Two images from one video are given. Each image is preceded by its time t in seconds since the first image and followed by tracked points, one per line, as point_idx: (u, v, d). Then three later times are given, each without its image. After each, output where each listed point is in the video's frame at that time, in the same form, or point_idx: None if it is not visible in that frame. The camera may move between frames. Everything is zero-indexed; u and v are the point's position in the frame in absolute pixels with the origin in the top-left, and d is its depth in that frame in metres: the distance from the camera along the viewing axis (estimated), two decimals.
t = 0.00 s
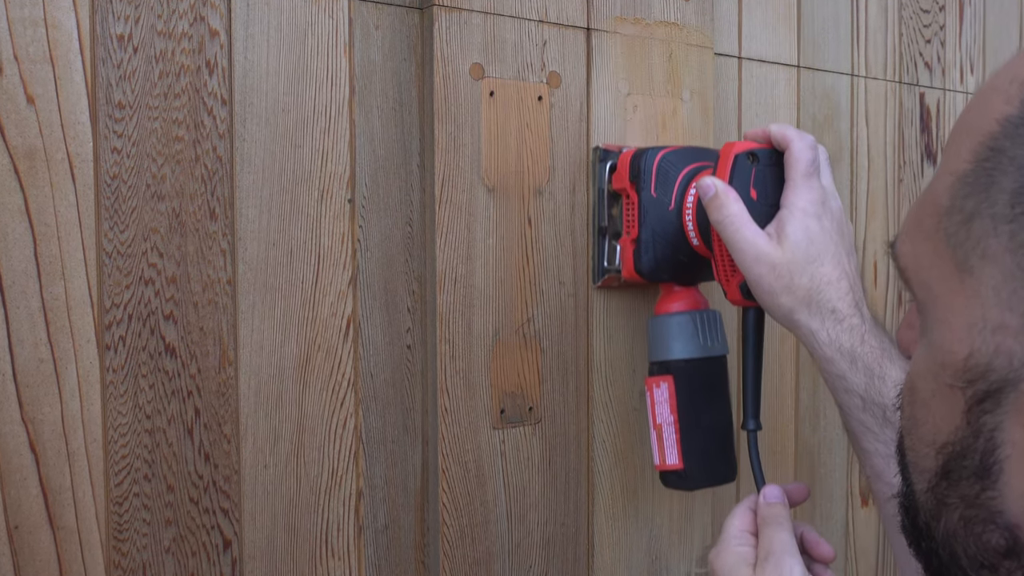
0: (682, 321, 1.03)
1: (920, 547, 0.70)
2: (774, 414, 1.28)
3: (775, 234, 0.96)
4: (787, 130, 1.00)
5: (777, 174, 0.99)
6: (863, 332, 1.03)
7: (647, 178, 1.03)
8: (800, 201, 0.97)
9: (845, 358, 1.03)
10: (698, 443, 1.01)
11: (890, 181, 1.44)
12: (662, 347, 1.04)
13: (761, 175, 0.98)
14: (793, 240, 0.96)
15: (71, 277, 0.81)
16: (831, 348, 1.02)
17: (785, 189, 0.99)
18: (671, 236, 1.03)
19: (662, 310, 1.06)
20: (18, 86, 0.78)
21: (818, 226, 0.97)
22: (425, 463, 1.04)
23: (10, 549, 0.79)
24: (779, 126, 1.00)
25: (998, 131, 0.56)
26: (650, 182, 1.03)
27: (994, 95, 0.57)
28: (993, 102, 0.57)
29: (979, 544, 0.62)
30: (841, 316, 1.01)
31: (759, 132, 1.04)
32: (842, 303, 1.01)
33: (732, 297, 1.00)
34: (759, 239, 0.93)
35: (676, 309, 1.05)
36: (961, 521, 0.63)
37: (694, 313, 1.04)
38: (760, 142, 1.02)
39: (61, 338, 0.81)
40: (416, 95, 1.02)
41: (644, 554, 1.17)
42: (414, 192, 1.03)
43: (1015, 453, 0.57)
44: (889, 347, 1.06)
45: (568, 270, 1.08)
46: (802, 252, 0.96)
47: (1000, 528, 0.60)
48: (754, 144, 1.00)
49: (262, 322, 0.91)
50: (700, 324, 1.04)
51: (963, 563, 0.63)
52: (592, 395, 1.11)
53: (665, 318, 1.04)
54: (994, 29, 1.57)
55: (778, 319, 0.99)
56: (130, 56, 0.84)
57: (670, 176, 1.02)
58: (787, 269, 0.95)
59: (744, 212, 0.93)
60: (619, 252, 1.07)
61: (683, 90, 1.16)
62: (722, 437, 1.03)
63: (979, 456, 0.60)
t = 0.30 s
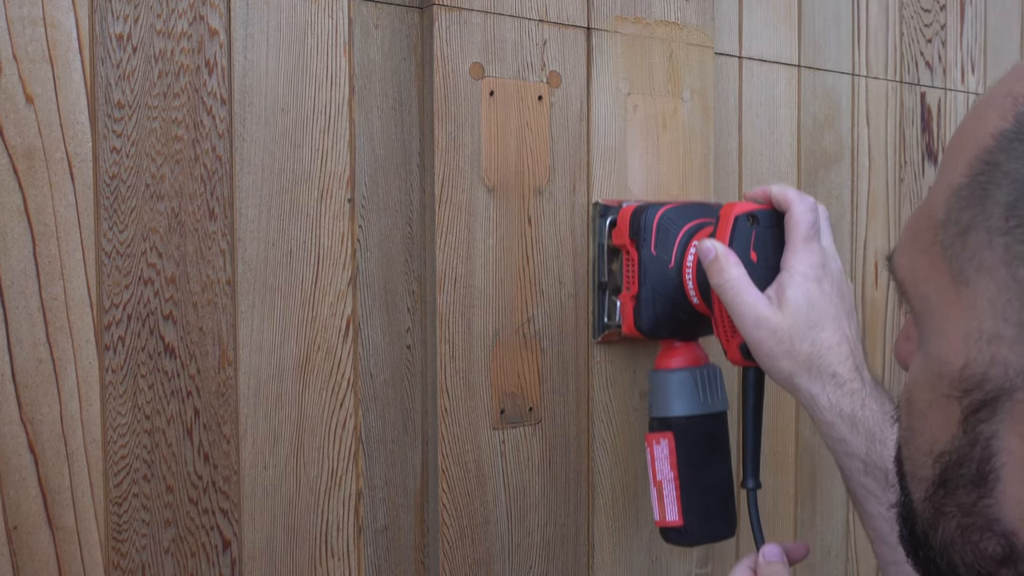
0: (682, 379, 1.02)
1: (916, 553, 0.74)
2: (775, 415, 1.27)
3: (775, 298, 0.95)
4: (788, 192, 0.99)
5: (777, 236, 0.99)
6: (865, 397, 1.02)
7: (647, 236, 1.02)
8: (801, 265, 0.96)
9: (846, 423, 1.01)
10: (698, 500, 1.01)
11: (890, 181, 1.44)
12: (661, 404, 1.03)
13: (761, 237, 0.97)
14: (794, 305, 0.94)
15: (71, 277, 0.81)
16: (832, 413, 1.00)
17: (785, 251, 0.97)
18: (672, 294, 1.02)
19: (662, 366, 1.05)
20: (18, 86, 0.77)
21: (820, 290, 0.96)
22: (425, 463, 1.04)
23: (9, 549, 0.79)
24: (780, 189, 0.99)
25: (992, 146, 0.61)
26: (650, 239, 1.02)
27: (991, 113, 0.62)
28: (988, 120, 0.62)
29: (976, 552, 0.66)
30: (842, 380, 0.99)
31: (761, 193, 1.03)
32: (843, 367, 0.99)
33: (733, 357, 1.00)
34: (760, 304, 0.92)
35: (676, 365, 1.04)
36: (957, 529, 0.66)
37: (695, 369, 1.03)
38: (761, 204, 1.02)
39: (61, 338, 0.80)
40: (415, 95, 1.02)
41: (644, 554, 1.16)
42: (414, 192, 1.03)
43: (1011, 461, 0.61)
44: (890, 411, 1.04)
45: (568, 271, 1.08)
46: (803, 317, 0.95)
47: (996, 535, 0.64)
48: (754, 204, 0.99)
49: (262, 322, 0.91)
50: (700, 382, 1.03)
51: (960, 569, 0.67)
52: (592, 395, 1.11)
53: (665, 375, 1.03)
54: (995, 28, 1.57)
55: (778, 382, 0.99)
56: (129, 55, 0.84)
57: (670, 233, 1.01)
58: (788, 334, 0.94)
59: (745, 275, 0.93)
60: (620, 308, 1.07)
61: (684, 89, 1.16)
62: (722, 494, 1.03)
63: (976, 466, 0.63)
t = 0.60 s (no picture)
0: (678, 442, 1.03)
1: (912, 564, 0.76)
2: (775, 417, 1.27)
3: (772, 368, 0.94)
4: (784, 260, 0.99)
5: (774, 304, 0.98)
6: (861, 468, 0.99)
7: (643, 300, 1.02)
8: (797, 334, 0.95)
9: (843, 495, 0.99)
10: (695, 564, 1.01)
11: (891, 181, 1.44)
12: (657, 467, 1.03)
13: (758, 305, 0.97)
14: (790, 375, 0.94)
15: (69, 277, 0.81)
16: (828, 486, 0.98)
17: (782, 320, 0.97)
18: (668, 359, 1.01)
19: (658, 428, 1.05)
20: (17, 85, 0.77)
21: (816, 361, 0.95)
22: (425, 463, 1.05)
23: (8, 550, 0.78)
24: (776, 256, 0.99)
25: (989, 161, 0.63)
26: (646, 303, 1.02)
27: (986, 127, 0.64)
28: (984, 135, 0.64)
29: (972, 558, 0.68)
30: (840, 452, 0.98)
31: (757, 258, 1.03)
32: (841, 439, 0.98)
33: (729, 424, 1.00)
34: (757, 376, 0.92)
35: (673, 429, 1.04)
36: (956, 537, 0.69)
37: (691, 432, 1.04)
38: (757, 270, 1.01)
39: (60, 338, 0.80)
40: (415, 97, 1.02)
41: (644, 555, 1.16)
42: (414, 192, 1.03)
43: (1008, 468, 0.64)
44: (887, 480, 1.02)
45: (568, 270, 1.08)
46: (800, 388, 0.94)
47: (994, 543, 0.66)
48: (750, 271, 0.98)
49: (261, 322, 0.90)
50: (696, 445, 1.04)
51: None
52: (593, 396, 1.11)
53: (661, 438, 1.04)
54: (996, 27, 1.57)
55: (776, 454, 0.97)
56: (128, 55, 0.84)
57: (667, 297, 1.01)
58: (785, 406, 0.93)
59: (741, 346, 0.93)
60: (617, 369, 1.07)
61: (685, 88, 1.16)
62: (717, 559, 1.03)
63: (974, 473, 0.66)
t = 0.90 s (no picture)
0: (677, 507, 1.03)
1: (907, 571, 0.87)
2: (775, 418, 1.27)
3: (772, 441, 0.94)
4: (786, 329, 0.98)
5: (774, 375, 0.97)
6: (860, 541, 0.99)
7: (644, 367, 1.01)
8: (797, 409, 0.94)
9: (844, 570, 0.97)
10: None
11: (892, 181, 1.44)
12: (656, 532, 1.04)
13: (758, 377, 0.96)
14: (790, 449, 0.93)
15: (68, 277, 0.80)
16: (830, 561, 0.97)
17: (782, 393, 0.96)
18: (669, 425, 1.01)
19: (658, 491, 1.06)
20: (16, 85, 0.77)
21: (816, 435, 0.94)
22: (425, 463, 1.04)
23: (7, 550, 0.78)
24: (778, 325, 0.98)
25: (975, 185, 0.73)
26: (646, 369, 1.01)
27: (973, 153, 0.74)
28: (972, 158, 0.74)
29: (964, 563, 0.80)
30: (840, 524, 0.97)
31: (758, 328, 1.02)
32: (841, 511, 0.97)
33: (728, 493, 0.99)
34: (757, 451, 0.91)
35: (672, 493, 1.04)
36: (951, 548, 0.80)
37: (690, 497, 1.04)
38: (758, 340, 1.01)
39: (59, 339, 0.80)
40: (415, 95, 1.02)
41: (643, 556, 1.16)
42: (414, 191, 1.03)
43: (1000, 479, 0.75)
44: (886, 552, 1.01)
45: (568, 270, 1.08)
46: (799, 462, 0.93)
47: (987, 551, 0.78)
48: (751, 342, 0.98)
49: (260, 322, 0.90)
50: (695, 510, 1.04)
51: None
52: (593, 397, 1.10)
53: (660, 501, 1.04)
54: (998, 26, 1.56)
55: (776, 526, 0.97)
56: (127, 55, 0.83)
57: (667, 364, 1.01)
58: (785, 480, 0.92)
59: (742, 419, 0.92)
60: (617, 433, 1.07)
61: (685, 88, 1.15)
62: None
63: (967, 484, 0.77)
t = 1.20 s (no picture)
0: None
1: None
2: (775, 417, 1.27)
3: (770, 527, 0.92)
4: (787, 415, 0.98)
5: (772, 459, 0.96)
6: None
7: (642, 446, 1.01)
8: (794, 494, 0.93)
9: None
10: None
11: (893, 181, 1.43)
12: None
13: (756, 462, 0.95)
14: (788, 534, 0.90)
15: (68, 277, 0.80)
16: None
17: (781, 478, 0.95)
18: (667, 504, 1.01)
19: (658, 566, 1.06)
20: (15, 85, 0.77)
21: (815, 521, 0.92)
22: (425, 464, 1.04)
23: (6, 551, 0.78)
24: (781, 411, 0.98)
25: (967, 199, 0.74)
26: (644, 448, 1.01)
27: (963, 170, 0.76)
28: (962, 176, 0.76)
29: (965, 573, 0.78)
30: None
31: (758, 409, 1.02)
32: None
33: None
34: (755, 538, 0.89)
35: (672, 568, 1.05)
36: (950, 557, 0.79)
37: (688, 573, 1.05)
38: (759, 422, 1.00)
39: (58, 339, 0.80)
40: (414, 94, 1.02)
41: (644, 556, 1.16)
42: (414, 191, 1.03)
43: (997, 483, 0.75)
44: None
45: (568, 270, 1.08)
46: (799, 549, 0.90)
47: (986, 558, 0.77)
48: (750, 425, 0.97)
49: (261, 322, 0.90)
50: None
51: None
52: (593, 398, 1.10)
53: None
54: (999, 25, 1.56)
55: None
56: (127, 55, 0.83)
57: (666, 443, 1.01)
58: (784, 567, 0.89)
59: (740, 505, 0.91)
60: (616, 509, 1.07)
61: (686, 87, 1.15)
62: None
63: (965, 491, 0.77)
